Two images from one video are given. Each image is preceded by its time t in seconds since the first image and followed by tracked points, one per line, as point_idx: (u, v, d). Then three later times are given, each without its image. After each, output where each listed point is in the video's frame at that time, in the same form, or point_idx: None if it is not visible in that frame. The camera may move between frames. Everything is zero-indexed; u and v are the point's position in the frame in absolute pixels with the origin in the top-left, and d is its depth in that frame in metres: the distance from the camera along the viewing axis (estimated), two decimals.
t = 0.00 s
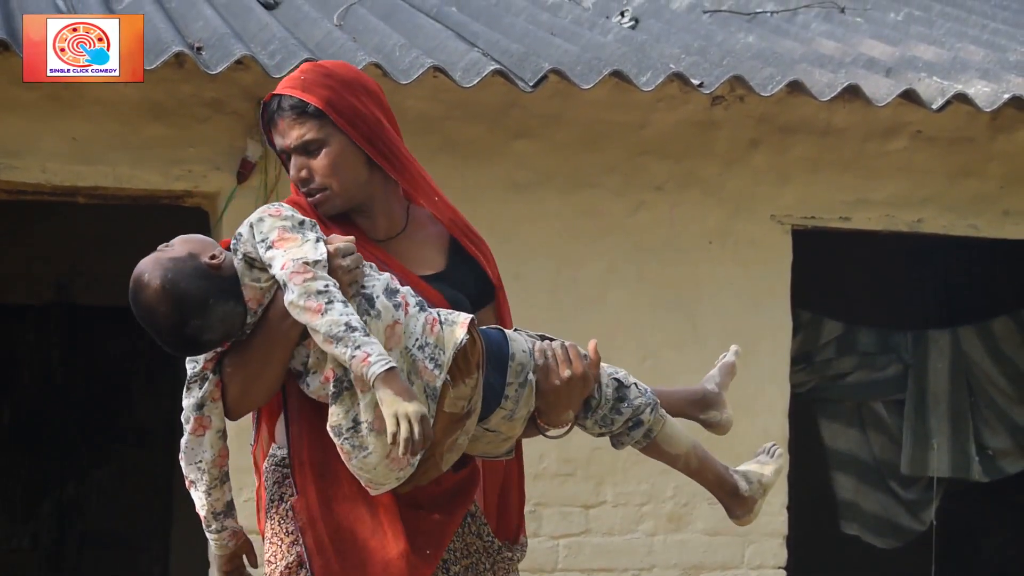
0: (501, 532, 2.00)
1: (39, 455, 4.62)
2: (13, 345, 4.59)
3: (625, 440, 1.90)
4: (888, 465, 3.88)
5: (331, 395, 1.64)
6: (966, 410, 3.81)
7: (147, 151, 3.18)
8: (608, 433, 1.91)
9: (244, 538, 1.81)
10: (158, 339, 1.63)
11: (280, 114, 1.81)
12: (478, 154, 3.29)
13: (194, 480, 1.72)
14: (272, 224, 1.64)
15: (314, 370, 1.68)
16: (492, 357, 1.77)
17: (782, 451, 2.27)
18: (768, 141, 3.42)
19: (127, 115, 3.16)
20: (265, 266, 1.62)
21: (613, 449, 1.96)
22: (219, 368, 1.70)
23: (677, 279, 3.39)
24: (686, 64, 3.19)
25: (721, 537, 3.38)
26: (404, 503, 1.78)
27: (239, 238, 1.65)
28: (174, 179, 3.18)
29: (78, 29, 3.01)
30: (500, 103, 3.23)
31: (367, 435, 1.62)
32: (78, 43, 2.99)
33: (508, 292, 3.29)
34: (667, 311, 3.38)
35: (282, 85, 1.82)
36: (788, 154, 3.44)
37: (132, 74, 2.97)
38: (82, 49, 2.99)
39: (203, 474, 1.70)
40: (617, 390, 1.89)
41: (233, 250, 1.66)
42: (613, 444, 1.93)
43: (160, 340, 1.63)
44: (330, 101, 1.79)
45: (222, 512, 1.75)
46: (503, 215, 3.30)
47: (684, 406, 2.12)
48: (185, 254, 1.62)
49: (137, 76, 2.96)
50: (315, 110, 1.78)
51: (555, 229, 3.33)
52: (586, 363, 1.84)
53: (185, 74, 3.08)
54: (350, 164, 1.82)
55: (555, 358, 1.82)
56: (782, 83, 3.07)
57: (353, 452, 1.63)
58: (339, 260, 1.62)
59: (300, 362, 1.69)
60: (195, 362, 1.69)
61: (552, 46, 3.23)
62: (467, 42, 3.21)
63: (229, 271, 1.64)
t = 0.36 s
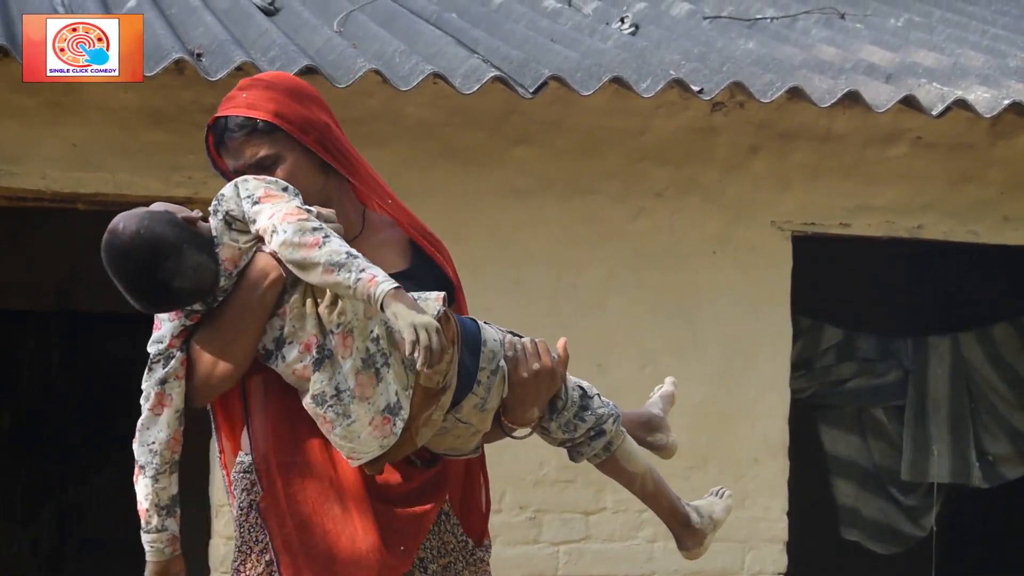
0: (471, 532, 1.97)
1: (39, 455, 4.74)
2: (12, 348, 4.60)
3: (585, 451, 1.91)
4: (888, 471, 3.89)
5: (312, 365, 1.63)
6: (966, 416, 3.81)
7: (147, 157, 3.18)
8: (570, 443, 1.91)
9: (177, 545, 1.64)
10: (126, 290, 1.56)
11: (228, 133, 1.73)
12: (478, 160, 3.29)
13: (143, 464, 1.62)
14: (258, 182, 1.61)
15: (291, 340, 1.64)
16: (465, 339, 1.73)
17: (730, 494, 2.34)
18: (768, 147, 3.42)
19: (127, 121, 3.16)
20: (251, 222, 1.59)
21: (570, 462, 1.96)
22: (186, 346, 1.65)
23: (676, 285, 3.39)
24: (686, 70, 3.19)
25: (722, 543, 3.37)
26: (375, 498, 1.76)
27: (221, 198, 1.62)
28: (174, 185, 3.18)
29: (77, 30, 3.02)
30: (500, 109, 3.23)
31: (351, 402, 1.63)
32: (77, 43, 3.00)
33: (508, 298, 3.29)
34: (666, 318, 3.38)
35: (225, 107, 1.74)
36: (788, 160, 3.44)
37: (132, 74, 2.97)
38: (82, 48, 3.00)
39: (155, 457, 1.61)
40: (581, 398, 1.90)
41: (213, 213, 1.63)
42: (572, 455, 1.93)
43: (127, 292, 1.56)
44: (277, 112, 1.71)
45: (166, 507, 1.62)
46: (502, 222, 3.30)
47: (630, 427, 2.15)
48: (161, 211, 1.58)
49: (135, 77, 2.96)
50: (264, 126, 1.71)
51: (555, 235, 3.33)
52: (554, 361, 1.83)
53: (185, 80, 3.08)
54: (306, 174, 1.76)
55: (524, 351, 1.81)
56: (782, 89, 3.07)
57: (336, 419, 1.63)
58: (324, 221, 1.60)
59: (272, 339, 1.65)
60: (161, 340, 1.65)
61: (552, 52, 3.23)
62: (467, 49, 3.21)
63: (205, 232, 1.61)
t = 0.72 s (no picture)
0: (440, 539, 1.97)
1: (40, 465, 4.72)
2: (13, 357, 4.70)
3: (547, 465, 1.91)
4: (890, 479, 3.89)
5: (286, 384, 1.60)
6: (967, 423, 3.80)
7: (149, 165, 3.18)
8: (534, 457, 1.91)
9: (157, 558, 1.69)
10: (94, 307, 1.52)
11: (211, 134, 1.71)
12: (479, 168, 3.29)
13: (118, 482, 1.62)
14: (229, 202, 1.58)
15: (265, 357, 1.61)
16: (440, 356, 1.74)
17: (680, 503, 2.36)
18: (770, 154, 3.42)
19: (128, 129, 3.16)
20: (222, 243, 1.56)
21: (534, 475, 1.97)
22: (159, 364, 1.63)
23: (678, 293, 3.39)
24: (688, 77, 3.18)
25: (724, 550, 3.37)
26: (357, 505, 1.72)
27: (195, 216, 1.60)
28: (175, 193, 3.19)
29: (76, 30, 3.05)
30: (502, 117, 3.22)
31: (323, 422, 1.60)
32: (77, 43, 3.00)
33: (509, 306, 3.29)
34: (668, 326, 3.38)
35: (212, 106, 1.72)
36: (789, 167, 3.44)
37: (131, 73, 2.91)
38: (81, 49, 2.99)
39: (131, 476, 1.61)
40: (548, 412, 1.91)
41: (187, 230, 1.60)
42: (535, 468, 1.93)
43: (95, 309, 1.52)
44: (266, 118, 1.71)
45: (143, 521, 1.64)
46: (504, 229, 3.30)
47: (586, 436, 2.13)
48: (128, 227, 1.54)
49: (134, 76, 2.91)
50: (253, 129, 1.70)
51: (556, 242, 3.33)
52: (526, 376, 1.84)
53: (186, 88, 3.07)
54: (284, 183, 1.75)
55: (497, 367, 1.82)
56: (784, 97, 3.06)
57: (308, 439, 1.60)
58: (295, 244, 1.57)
59: (247, 355, 1.62)
60: (133, 356, 1.62)
61: (554, 60, 3.23)
62: (469, 56, 3.21)
63: (175, 249, 1.57)
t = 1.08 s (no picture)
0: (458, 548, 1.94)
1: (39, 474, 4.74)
2: (14, 364, 4.70)
3: (573, 456, 1.91)
4: (891, 485, 3.88)
5: (318, 383, 1.60)
6: (969, 429, 3.82)
7: (150, 171, 3.18)
8: (559, 448, 1.91)
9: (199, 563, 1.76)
10: (121, 315, 1.51)
11: (225, 136, 1.69)
12: (481, 174, 3.28)
13: (155, 493, 1.66)
14: (252, 204, 1.59)
15: (295, 358, 1.61)
16: (466, 350, 1.71)
17: (700, 485, 2.33)
18: (771, 160, 3.41)
19: (129, 135, 3.15)
20: (247, 244, 1.57)
21: (557, 466, 1.96)
22: (187, 372, 1.63)
23: (679, 299, 3.39)
24: (689, 83, 3.18)
25: (724, 557, 3.37)
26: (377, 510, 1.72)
27: (217, 221, 1.61)
28: (177, 199, 3.18)
29: (75, 30, 3.06)
30: (502, 123, 3.23)
31: (358, 419, 1.61)
32: (76, 44, 3.01)
33: (510, 312, 3.29)
34: (670, 333, 3.38)
35: (225, 107, 1.70)
36: (790, 173, 3.44)
37: (129, 74, 2.86)
38: (80, 49, 2.99)
39: (169, 486, 1.66)
40: (570, 403, 1.90)
41: (208, 237, 1.61)
42: (559, 460, 1.93)
43: (123, 317, 1.51)
44: (280, 116, 1.70)
45: (184, 529, 1.71)
46: (505, 235, 3.30)
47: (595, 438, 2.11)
48: (152, 237, 1.54)
49: (133, 76, 2.86)
50: (269, 128, 1.69)
51: (557, 248, 3.33)
52: (551, 364, 1.80)
53: (188, 95, 3.07)
54: (300, 181, 1.74)
55: (522, 358, 1.79)
56: (785, 103, 3.06)
57: (344, 437, 1.60)
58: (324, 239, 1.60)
59: (273, 358, 1.62)
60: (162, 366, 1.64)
61: (555, 66, 3.23)
62: (470, 63, 3.21)
63: (200, 256, 1.58)
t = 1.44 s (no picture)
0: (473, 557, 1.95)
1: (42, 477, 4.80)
2: (16, 368, 4.73)
3: (589, 480, 1.92)
4: (893, 490, 3.88)
5: (341, 382, 1.63)
6: (970, 434, 3.82)
7: (151, 175, 3.18)
8: (575, 472, 1.92)
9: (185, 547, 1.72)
10: (157, 287, 1.54)
11: (267, 145, 1.74)
12: (482, 177, 3.28)
13: (154, 467, 1.65)
14: (301, 194, 1.62)
15: (320, 354, 1.63)
16: (488, 366, 1.76)
17: (716, 519, 2.35)
18: (772, 164, 3.41)
19: (130, 139, 3.15)
20: (289, 232, 1.60)
21: (573, 490, 1.97)
22: (206, 352, 1.65)
23: (680, 304, 3.40)
24: (689, 87, 3.18)
25: (724, 560, 3.37)
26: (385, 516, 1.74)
27: (264, 204, 1.63)
28: (178, 204, 3.18)
29: (74, 30, 3.05)
30: (503, 127, 3.23)
31: (377, 423, 1.63)
32: (74, 44, 3.00)
33: (511, 316, 3.29)
34: (672, 337, 3.38)
35: (267, 117, 1.74)
36: (791, 177, 3.44)
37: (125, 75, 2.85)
38: (78, 49, 2.99)
39: (168, 463, 1.64)
40: (589, 427, 1.92)
41: (251, 221, 1.64)
42: (575, 483, 1.94)
43: (158, 288, 1.54)
44: (323, 125, 1.74)
45: (173, 510, 1.65)
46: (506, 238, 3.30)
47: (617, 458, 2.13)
48: (198, 213, 1.57)
49: (132, 77, 2.83)
50: (311, 137, 1.73)
51: (558, 252, 3.33)
52: (570, 390, 1.85)
53: (188, 99, 3.07)
54: (341, 189, 1.78)
55: (542, 379, 1.84)
56: (786, 107, 3.06)
57: (361, 439, 1.62)
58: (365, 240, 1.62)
59: (295, 353, 1.64)
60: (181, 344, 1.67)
61: (555, 70, 3.23)
62: (471, 67, 3.21)
63: (243, 238, 1.60)
